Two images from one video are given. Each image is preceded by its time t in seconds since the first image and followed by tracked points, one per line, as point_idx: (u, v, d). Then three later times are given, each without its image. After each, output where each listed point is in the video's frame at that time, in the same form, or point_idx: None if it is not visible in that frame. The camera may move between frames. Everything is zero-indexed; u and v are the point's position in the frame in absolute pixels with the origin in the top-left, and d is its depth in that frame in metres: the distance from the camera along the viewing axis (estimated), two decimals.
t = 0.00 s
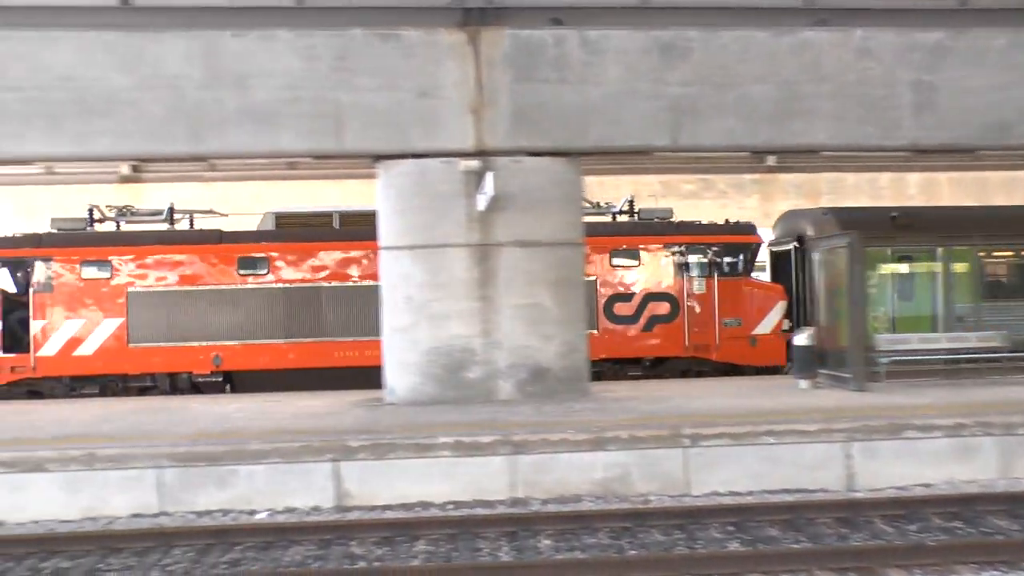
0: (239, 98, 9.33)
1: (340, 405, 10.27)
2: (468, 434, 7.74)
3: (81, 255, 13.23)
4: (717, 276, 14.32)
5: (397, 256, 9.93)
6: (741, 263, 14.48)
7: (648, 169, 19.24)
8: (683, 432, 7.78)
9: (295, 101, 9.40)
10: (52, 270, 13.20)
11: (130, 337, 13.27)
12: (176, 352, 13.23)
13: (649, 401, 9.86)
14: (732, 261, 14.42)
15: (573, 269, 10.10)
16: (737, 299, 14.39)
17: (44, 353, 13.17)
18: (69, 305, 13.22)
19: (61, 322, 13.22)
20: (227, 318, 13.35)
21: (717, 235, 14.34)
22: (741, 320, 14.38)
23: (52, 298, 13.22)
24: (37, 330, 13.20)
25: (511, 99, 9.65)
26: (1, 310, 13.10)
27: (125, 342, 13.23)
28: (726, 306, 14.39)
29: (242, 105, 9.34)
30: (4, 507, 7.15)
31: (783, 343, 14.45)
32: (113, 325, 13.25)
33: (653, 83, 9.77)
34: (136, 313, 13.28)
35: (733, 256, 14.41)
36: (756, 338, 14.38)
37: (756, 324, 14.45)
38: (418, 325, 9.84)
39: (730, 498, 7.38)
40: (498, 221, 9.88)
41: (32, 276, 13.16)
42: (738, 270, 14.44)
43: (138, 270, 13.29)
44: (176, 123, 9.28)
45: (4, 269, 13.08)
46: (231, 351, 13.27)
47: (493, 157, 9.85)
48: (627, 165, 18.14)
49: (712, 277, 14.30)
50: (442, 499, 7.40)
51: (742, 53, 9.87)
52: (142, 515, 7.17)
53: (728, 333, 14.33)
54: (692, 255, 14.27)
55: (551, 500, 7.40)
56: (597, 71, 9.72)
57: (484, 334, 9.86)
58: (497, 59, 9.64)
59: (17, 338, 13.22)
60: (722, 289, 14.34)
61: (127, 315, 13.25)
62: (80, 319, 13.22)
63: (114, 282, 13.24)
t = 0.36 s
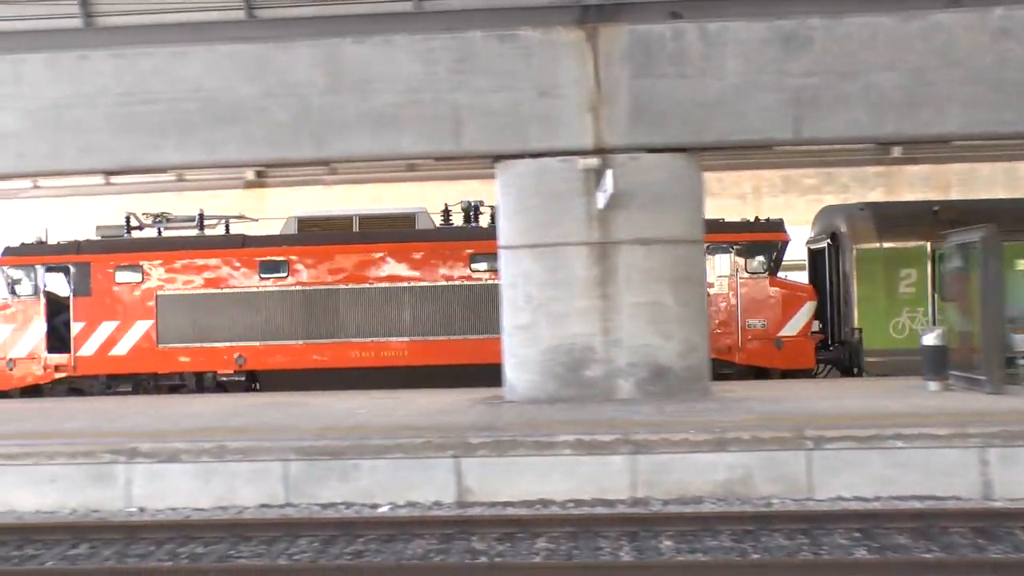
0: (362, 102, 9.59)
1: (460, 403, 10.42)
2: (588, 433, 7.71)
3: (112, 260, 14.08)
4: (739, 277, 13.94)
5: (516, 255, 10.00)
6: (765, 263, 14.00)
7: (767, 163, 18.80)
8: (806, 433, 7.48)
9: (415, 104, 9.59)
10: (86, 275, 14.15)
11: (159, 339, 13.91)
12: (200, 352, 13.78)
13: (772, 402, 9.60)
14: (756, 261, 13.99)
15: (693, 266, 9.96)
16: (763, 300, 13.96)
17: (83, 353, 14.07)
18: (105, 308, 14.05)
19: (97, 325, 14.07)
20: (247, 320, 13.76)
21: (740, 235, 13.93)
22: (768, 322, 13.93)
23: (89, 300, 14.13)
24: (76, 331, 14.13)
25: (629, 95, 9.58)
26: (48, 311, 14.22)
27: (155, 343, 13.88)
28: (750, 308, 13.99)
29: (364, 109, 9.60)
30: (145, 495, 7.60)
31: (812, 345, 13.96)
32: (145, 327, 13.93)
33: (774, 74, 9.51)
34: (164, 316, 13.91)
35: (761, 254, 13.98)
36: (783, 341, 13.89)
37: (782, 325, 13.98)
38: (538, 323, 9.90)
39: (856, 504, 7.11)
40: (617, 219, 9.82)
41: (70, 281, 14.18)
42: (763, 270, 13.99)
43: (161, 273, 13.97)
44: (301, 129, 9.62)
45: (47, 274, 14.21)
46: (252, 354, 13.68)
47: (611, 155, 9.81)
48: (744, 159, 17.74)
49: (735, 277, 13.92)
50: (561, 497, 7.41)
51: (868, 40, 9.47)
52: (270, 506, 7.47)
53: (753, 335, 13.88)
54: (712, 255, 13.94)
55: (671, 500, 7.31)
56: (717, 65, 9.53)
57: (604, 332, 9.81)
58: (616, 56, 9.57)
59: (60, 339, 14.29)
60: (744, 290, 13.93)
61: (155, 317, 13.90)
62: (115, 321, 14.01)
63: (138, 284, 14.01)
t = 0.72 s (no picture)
0: (470, 102, 9.67)
1: (569, 400, 10.40)
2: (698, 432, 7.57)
3: (142, 264, 15.10)
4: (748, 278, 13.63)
5: (626, 253, 9.95)
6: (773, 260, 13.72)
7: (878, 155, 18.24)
8: (925, 436, 7.16)
9: (524, 103, 9.60)
10: (117, 278, 15.25)
11: (186, 338, 14.80)
12: (222, 351, 14.62)
13: (888, 403, 9.25)
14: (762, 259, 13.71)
15: (806, 263, 9.71)
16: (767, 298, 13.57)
17: (116, 352, 15.19)
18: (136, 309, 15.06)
19: (129, 325, 15.10)
20: (262, 320, 14.46)
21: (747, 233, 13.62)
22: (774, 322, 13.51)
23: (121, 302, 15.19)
24: (110, 330, 15.26)
25: (741, 88, 9.36)
26: (86, 313, 15.51)
27: (182, 342, 14.78)
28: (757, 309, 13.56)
29: (472, 109, 9.68)
30: (262, 485, 7.90)
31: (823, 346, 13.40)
32: (172, 327, 14.86)
33: (891, 62, 9.13)
34: (190, 316, 14.78)
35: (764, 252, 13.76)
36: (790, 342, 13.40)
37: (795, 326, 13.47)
38: (647, 320, 9.83)
39: (981, 513, 6.78)
40: (727, 215, 9.67)
41: (108, 283, 15.33)
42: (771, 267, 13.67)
43: (182, 276, 14.87)
44: (411, 131, 9.80)
45: (86, 277, 15.49)
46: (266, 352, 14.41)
47: (721, 150, 9.65)
48: (855, 151, 17.18)
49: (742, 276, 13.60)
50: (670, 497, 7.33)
51: (994, 22, 8.95)
52: (381, 499, 7.65)
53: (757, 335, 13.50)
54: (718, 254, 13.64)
55: (783, 503, 7.14)
56: (831, 54, 9.21)
57: (714, 330, 9.67)
58: (726, 49, 9.34)
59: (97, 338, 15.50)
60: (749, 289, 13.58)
61: (181, 317, 14.81)
62: (143, 322, 14.99)
63: (162, 286, 14.98)
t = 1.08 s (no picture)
0: (555, 99, 9.67)
1: (653, 398, 10.33)
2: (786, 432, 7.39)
3: (156, 265, 15.83)
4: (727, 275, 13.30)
5: (709, 250, 9.82)
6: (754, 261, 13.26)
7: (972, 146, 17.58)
8: None
9: (608, 99, 9.56)
10: (133, 279, 15.96)
11: (194, 334, 15.48)
12: (225, 347, 15.25)
13: (985, 405, 8.90)
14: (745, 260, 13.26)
15: (897, 259, 9.41)
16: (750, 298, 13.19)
17: (132, 347, 15.91)
18: (150, 307, 15.79)
19: (143, 322, 15.83)
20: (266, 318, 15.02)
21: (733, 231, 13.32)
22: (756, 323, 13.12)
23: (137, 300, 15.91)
24: (127, 327, 15.97)
25: (832, 80, 9.11)
26: (105, 311, 16.19)
27: (191, 338, 15.47)
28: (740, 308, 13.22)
29: (556, 107, 9.69)
30: (349, 478, 8.06)
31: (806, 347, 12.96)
32: (181, 324, 15.56)
33: (992, 49, 8.72)
34: (198, 314, 15.44)
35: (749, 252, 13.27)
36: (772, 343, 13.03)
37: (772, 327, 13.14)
38: (731, 318, 9.69)
39: None
40: (814, 211, 9.47)
41: (126, 281, 16.06)
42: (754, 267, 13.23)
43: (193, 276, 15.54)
44: (495, 129, 9.87)
45: (106, 278, 16.23)
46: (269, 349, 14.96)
47: (809, 143, 9.47)
48: (949, 142, 16.59)
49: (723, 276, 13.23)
50: (757, 498, 7.21)
51: None
52: (467, 494, 7.72)
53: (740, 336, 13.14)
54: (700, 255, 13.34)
55: (875, 507, 6.95)
56: (926, 42, 8.84)
57: (800, 328, 9.46)
58: (815, 40, 9.08)
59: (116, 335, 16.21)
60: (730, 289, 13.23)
61: (190, 315, 15.48)
62: (157, 318, 15.73)
63: (172, 287, 15.66)
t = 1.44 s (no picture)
0: (635, 94, 9.58)
1: (733, 397, 10.19)
2: (870, 433, 7.19)
3: (168, 262, 16.11)
4: (700, 277, 13.39)
5: (790, 247, 9.65)
6: (725, 263, 13.41)
7: None
8: None
9: (688, 93, 9.42)
10: (148, 275, 16.28)
11: (200, 328, 15.73)
12: (227, 341, 15.47)
13: None
14: (717, 263, 13.41)
15: (988, 258, 9.00)
16: (724, 298, 13.35)
17: (145, 340, 16.23)
18: (162, 303, 16.09)
19: (155, 317, 16.14)
20: (264, 313, 15.19)
21: (711, 233, 13.40)
22: (728, 322, 13.29)
23: (151, 296, 16.23)
24: (139, 321, 16.28)
25: (922, 71, 8.78)
26: (122, 305, 16.50)
27: (197, 332, 15.73)
28: (712, 308, 13.35)
29: (636, 101, 9.59)
30: (426, 472, 8.15)
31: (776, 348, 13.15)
32: (189, 320, 15.83)
33: None
34: (203, 310, 15.70)
35: (720, 254, 13.41)
36: (745, 342, 13.18)
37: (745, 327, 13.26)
38: (812, 315, 9.49)
39: None
40: (900, 207, 9.18)
41: (140, 278, 16.37)
42: (726, 269, 13.38)
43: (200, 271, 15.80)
44: (574, 125, 9.84)
45: (121, 275, 16.53)
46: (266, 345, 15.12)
47: (896, 137, 9.18)
48: None
49: (696, 276, 13.37)
50: (840, 501, 7.03)
51: None
52: (544, 490, 7.72)
53: (712, 336, 13.28)
54: (677, 255, 13.42)
55: (964, 515, 6.70)
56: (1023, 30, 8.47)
57: (884, 328, 9.20)
58: (904, 29, 8.76)
59: (130, 329, 16.50)
60: (703, 289, 13.36)
61: (197, 311, 15.75)
62: (169, 314, 16.01)
63: (175, 283, 15.99)
